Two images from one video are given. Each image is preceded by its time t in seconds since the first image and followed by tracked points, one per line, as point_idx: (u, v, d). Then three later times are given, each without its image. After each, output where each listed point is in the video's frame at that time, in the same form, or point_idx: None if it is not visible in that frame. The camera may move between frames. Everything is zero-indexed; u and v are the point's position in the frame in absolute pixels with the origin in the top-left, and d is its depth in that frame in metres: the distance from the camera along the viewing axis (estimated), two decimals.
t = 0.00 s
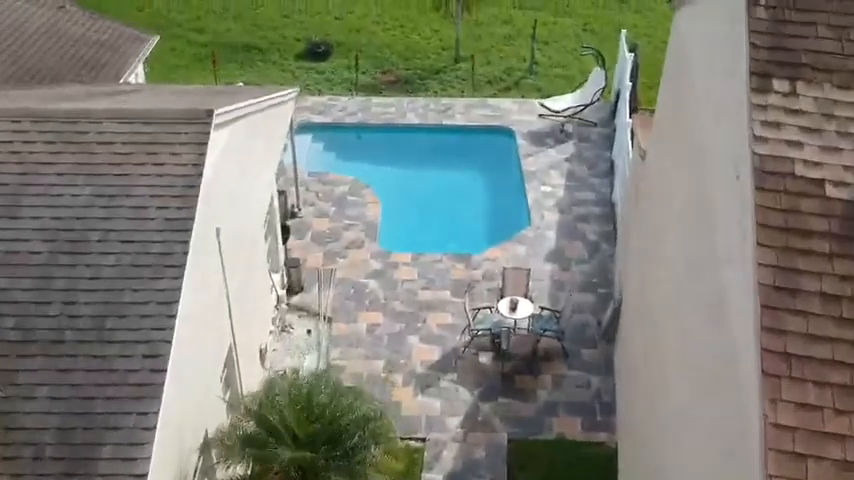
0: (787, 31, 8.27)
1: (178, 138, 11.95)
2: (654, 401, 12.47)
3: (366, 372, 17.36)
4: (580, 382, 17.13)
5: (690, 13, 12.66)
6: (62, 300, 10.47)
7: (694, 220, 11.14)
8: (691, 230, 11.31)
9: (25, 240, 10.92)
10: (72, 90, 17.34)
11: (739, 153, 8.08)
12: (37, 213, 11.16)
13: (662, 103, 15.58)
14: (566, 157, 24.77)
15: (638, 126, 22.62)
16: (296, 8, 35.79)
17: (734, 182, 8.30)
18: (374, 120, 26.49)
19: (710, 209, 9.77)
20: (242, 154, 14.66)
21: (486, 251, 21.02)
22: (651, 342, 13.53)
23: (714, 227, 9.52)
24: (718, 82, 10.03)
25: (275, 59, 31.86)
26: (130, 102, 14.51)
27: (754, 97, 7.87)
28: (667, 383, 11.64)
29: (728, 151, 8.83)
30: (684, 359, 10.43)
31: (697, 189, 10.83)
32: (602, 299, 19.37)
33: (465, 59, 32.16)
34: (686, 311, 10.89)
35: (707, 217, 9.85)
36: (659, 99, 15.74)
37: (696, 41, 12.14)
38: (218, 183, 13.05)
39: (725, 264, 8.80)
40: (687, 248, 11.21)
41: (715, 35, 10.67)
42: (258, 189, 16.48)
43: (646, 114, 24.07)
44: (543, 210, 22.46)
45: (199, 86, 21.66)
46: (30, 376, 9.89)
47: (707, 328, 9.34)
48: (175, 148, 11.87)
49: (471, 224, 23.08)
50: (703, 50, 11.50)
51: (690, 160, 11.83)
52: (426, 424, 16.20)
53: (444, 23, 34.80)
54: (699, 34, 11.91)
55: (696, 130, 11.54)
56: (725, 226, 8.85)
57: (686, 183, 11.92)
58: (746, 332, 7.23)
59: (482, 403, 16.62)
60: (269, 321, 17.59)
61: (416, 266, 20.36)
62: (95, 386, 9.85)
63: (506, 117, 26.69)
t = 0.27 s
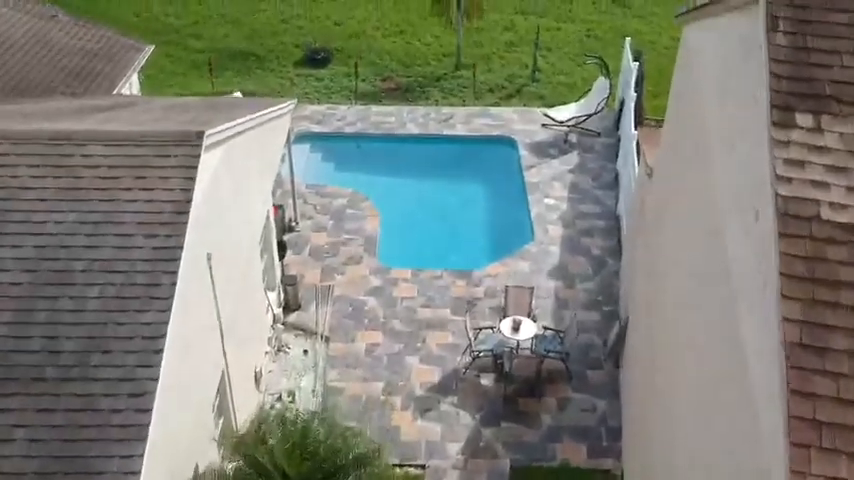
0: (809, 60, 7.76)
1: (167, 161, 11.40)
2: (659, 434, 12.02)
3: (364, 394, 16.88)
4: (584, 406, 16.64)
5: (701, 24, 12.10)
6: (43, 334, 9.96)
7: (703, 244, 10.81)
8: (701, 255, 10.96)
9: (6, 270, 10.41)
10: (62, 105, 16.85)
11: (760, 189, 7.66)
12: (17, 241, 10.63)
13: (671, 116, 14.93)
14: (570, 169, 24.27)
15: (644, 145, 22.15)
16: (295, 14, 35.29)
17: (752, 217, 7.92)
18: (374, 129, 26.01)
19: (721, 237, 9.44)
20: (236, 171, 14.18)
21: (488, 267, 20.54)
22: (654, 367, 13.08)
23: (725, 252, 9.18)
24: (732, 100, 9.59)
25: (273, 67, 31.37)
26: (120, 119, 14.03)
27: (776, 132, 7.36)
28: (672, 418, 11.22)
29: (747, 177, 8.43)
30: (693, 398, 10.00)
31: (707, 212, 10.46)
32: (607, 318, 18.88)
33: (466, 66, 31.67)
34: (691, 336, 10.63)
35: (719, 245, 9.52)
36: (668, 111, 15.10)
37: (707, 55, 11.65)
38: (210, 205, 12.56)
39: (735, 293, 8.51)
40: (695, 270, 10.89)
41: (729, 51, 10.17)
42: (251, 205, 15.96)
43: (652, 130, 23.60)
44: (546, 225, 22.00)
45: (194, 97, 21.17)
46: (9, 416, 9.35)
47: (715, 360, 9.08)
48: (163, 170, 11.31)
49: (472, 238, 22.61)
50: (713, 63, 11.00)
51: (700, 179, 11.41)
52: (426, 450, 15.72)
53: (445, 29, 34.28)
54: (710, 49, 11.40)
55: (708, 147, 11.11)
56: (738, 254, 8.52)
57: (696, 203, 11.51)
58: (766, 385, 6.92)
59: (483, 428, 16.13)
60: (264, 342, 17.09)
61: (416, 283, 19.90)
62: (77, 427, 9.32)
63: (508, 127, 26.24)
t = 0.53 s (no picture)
0: (840, 91, 7.13)
1: (160, 186, 10.97)
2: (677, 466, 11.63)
3: (365, 416, 16.44)
4: (593, 428, 16.17)
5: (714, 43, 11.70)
6: (30, 369, 9.47)
7: (719, 272, 10.49)
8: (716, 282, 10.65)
9: None
10: (53, 119, 16.37)
11: (782, 229, 7.37)
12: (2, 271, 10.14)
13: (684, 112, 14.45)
14: (575, 180, 23.84)
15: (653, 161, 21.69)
16: (294, 19, 34.80)
17: (774, 258, 7.59)
18: (374, 139, 25.56)
19: (739, 270, 9.17)
20: (231, 193, 13.79)
21: (491, 283, 20.11)
22: (673, 379, 12.85)
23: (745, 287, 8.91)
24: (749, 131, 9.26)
25: (272, 74, 30.90)
26: (111, 138, 13.57)
27: (805, 170, 6.74)
28: (690, 451, 10.82)
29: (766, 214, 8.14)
30: (713, 434, 9.64)
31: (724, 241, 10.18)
32: (614, 336, 18.44)
33: (468, 73, 31.20)
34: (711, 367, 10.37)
35: (737, 279, 9.26)
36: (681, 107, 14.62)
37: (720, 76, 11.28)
38: (204, 230, 12.17)
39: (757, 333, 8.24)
40: (713, 301, 10.63)
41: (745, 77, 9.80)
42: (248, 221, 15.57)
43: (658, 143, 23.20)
44: (551, 239, 21.56)
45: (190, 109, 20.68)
46: None
47: (735, 396, 8.87)
48: (156, 196, 10.89)
49: (475, 252, 22.18)
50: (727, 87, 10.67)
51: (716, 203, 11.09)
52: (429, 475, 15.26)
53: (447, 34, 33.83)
54: (724, 71, 11.04)
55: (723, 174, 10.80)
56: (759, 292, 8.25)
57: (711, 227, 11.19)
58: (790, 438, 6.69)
59: (488, 452, 15.68)
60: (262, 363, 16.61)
61: (417, 299, 19.45)
62: (63, 469, 8.81)
63: (510, 137, 25.82)
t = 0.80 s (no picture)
0: None
1: (149, 220, 10.38)
2: None
3: (366, 448, 15.87)
4: (601, 460, 15.59)
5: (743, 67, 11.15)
6: (11, 422, 8.94)
7: (743, 312, 10.09)
8: (739, 322, 10.25)
9: None
10: (43, 140, 15.78)
11: (826, 290, 7.09)
12: None
13: (704, 111, 13.78)
14: (581, 196, 23.26)
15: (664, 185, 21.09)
16: (295, 27, 34.24)
17: (821, 315, 7.18)
18: (375, 152, 24.98)
19: (773, 317, 8.77)
20: (226, 218, 13.21)
21: (495, 304, 19.54)
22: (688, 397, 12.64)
23: (773, 334, 8.70)
24: (783, 168, 8.85)
25: (272, 84, 30.34)
26: (101, 164, 12.99)
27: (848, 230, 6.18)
28: None
29: (804, 266, 7.86)
30: None
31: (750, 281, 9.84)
32: (622, 361, 17.86)
33: (472, 83, 30.63)
34: (727, 404, 10.25)
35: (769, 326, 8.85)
36: (700, 106, 13.94)
37: (753, 103, 10.78)
38: (196, 262, 11.57)
39: (787, 387, 8.07)
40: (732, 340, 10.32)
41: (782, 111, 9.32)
42: (247, 242, 15.02)
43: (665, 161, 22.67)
44: (557, 258, 21.00)
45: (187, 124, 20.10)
46: None
47: (766, 451, 8.45)
48: (144, 231, 10.29)
49: (479, 270, 21.62)
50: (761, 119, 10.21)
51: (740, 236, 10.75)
52: None
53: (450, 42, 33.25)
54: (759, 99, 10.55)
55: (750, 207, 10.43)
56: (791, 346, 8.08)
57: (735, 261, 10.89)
58: None
59: None
60: (258, 392, 16.01)
61: (420, 322, 18.86)
62: None
63: (515, 150, 25.24)
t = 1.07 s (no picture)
0: None
1: (143, 256, 9.88)
2: None
3: (369, 477, 15.37)
4: None
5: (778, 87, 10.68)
6: None
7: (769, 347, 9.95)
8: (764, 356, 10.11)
9: None
10: (34, 161, 15.26)
11: None
12: None
13: (728, 118, 13.34)
14: (588, 210, 22.75)
15: (676, 207, 20.55)
16: (296, 36, 33.75)
17: None
18: (378, 166, 24.50)
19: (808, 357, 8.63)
20: (224, 245, 12.75)
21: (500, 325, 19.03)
22: (702, 413, 12.61)
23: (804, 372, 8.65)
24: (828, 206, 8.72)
25: (272, 93, 29.85)
26: (92, 190, 12.48)
27: None
28: None
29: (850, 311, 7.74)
30: None
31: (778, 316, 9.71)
32: (632, 385, 17.36)
33: (475, 93, 30.10)
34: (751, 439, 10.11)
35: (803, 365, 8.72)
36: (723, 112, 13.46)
37: (787, 133, 10.58)
38: (191, 295, 11.09)
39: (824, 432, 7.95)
40: (758, 374, 10.19)
41: (832, 141, 8.94)
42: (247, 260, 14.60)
43: (673, 181, 22.20)
44: (564, 277, 20.49)
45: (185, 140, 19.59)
46: None
47: None
48: (138, 267, 9.80)
49: (485, 288, 21.17)
50: (801, 146, 9.84)
51: (764, 260, 10.55)
52: None
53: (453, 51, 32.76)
54: (798, 125, 10.16)
55: (781, 234, 10.18)
56: (826, 388, 8.03)
57: (758, 283, 10.72)
58: None
59: None
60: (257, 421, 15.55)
61: (423, 345, 18.34)
62: None
63: (520, 163, 24.74)
